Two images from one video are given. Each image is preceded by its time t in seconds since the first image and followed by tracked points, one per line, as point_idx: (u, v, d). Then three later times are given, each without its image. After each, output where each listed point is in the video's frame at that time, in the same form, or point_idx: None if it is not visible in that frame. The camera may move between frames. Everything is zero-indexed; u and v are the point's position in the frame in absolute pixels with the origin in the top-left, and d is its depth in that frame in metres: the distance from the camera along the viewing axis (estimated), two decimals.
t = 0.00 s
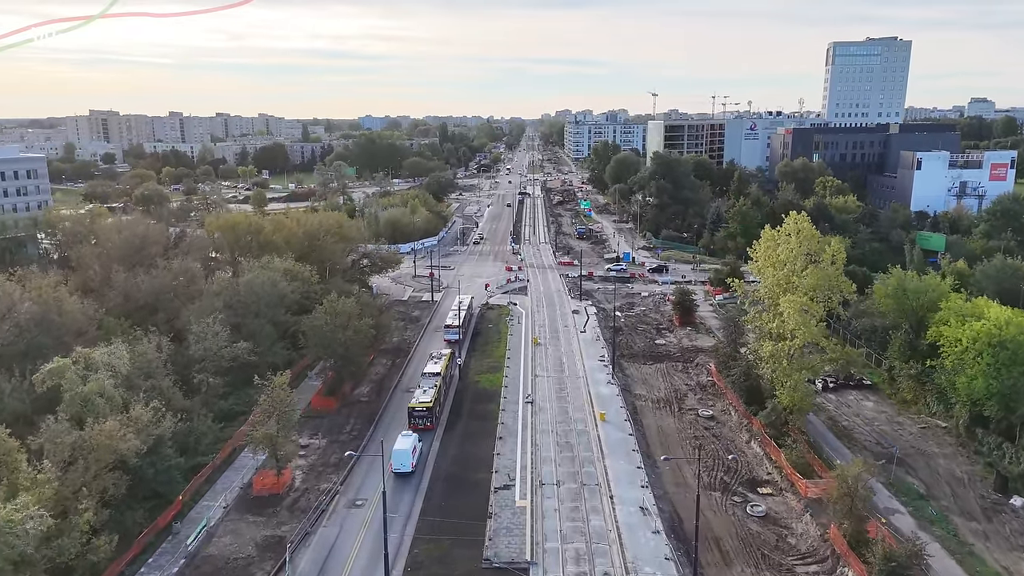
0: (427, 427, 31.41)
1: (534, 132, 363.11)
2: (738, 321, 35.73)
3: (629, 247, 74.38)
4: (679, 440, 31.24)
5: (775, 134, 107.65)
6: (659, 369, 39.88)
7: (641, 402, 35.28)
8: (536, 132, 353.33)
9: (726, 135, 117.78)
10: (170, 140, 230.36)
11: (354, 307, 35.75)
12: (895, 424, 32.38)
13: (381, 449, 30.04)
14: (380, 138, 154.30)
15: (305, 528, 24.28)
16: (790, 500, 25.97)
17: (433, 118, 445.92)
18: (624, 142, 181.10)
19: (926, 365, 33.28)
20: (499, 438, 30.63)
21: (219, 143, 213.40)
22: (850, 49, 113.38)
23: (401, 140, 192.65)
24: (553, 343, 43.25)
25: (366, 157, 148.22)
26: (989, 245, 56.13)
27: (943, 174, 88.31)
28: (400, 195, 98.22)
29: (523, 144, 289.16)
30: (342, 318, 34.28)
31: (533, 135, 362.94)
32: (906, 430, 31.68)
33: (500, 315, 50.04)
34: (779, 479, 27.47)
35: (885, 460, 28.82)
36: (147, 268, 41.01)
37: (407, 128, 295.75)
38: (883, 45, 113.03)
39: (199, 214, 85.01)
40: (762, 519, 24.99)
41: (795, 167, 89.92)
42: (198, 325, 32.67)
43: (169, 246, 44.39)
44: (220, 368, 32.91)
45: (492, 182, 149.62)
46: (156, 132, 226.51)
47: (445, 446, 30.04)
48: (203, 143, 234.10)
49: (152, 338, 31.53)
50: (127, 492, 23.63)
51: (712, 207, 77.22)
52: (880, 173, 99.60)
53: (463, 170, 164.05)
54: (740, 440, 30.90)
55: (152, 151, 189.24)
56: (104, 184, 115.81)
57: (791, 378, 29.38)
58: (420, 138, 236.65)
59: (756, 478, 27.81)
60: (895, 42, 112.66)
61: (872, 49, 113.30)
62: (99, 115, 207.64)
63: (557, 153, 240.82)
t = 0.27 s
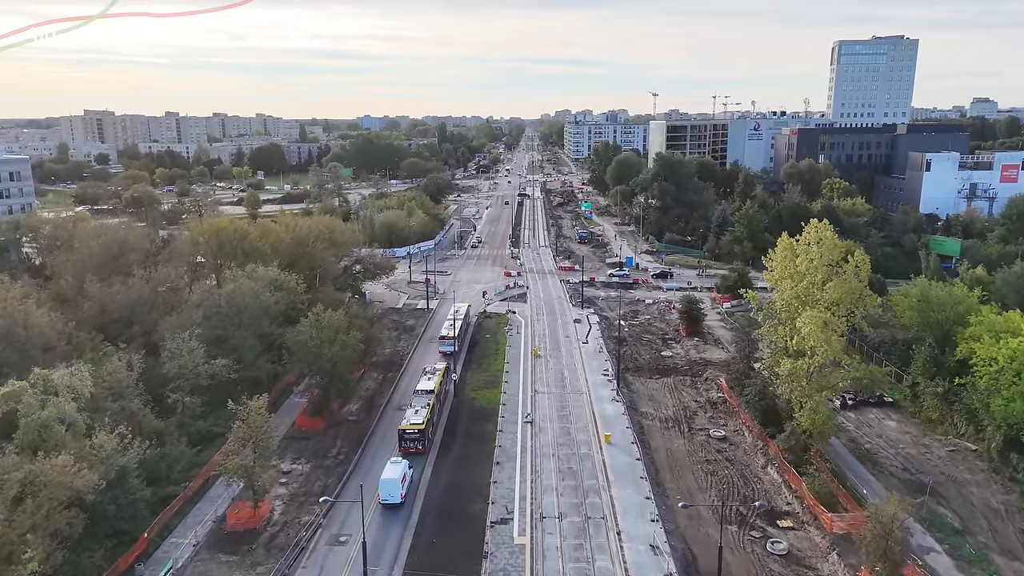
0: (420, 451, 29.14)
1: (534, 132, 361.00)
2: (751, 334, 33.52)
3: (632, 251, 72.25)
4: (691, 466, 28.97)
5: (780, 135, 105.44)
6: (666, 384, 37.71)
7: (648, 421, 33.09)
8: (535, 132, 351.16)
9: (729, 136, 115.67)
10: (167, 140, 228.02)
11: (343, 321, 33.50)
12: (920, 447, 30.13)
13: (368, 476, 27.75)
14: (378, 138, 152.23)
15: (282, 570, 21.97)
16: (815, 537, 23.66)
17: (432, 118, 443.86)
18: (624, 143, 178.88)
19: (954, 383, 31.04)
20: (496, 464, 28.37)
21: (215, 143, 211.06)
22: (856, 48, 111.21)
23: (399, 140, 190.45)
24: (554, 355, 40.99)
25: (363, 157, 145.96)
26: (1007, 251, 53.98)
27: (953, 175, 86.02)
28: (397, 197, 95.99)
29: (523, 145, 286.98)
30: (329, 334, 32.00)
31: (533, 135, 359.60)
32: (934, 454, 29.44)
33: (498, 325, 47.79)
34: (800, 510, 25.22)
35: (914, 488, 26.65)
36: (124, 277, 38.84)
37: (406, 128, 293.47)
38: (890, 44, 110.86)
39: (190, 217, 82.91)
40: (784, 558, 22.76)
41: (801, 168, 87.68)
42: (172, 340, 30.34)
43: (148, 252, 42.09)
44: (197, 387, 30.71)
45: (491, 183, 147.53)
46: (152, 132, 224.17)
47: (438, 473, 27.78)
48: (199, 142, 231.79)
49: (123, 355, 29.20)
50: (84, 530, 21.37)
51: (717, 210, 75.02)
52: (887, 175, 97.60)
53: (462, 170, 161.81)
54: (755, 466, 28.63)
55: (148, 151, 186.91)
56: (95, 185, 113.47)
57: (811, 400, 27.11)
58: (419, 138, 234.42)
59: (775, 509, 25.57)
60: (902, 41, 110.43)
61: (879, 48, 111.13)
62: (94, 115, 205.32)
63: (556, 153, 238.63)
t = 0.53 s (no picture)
0: (410, 479, 26.94)
1: (534, 133, 358.99)
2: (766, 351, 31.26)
3: (635, 255, 69.98)
4: (703, 495, 26.75)
5: (785, 135, 103.30)
6: (675, 401, 35.46)
7: (656, 444, 30.84)
8: (535, 132, 349.16)
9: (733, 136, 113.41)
10: (164, 141, 226.10)
11: (328, 336, 31.27)
12: (950, 475, 27.87)
13: (353, 509, 25.44)
14: (375, 139, 149.92)
15: None
16: None
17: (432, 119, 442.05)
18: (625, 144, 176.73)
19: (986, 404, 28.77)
20: (492, 494, 26.11)
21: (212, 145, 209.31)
22: (862, 47, 109.06)
23: (398, 141, 188.34)
24: (555, 369, 38.73)
25: (361, 158, 143.83)
26: None
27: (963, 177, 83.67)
28: (393, 199, 93.88)
29: (523, 145, 284.90)
30: (313, 352, 29.77)
31: (533, 135, 357.57)
32: (966, 483, 27.19)
33: (496, 335, 45.60)
34: (825, 548, 23.01)
35: (947, 522, 24.44)
36: (99, 288, 36.58)
37: (404, 128, 291.38)
38: (896, 42, 108.72)
39: (180, 220, 80.59)
40: None
41: (807, 169, 85.49)
42: (142, 360, 28.04)
43: (126, 260, 39.82)
44: (171, 409, 28.44)
45: (490, 184, 145.21)
46: (148, 133, 222.30)
47: (429, 506, 25.50)
48: (196, 143, 229.74)
49: (87, 376, 26.90)
50: None
51: (722, 213, 72.81)
52: (894, 176, 95.36)
53: (461, 172, 159.78)
54: (773, 496, 26.37)
55: (143, 152, 184.84)
56: (86, 188, 111.35)
57: (836, 426, 24.85)
58: (418, 138, 232.26)
59: (798, 547, 23.34)
60: (909, 40, 108.26)
61: (885, 47, 108.99)
62: (90, 116, 203.40)
63: (557, 154, 236.62)
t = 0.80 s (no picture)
0: (398, 511, 24.80)
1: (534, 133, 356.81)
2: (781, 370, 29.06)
3: (637, 260, 67.79)
4: (717, 528, 24.59)
5: (790, 136, 101.08)
6: (683, 421, 33.26)
7: (664, 469, 28.66)
8: (535, 132, 346.91)
9: (736, 137, 111.19)
10: (160, 141, 223.85)
11: (311, 354, 29.15)
12: (985, 507, 25.69)
13: (334, 546, 23.30)
14: (372, 139, 147.66)
15: None
16: None
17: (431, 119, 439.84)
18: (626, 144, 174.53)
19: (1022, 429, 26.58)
20: (487, 529, 23.96)
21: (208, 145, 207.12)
22: (868, 46, 106.90)
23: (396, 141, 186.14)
24: (555, 385, 36.55)
25: (358, 159, 141.57)
26: None
27: (975, 179, 81.52)
28: (390, 201, 91.66)
29: (523, 145, 282.80)
30: (293, 372, 27.65)
31: (533, 135, 355.36)
32: (1003, 516, 25.03)
33: (494, 346, 43.47)
34: None
35: (985, 562, 22.30)
36: (69, 300, 34.40)
37: (403, 128, 289.09)
38: (903, 41, 106.57)
39: (170, 223, 78.32)
40: None
41: (813, 171, 83.33)
42: (106, 382, 25.90)
43: (101, 268, 37.66)
44: (139, 434, 26.30)
45: (489, 185, 142.96)
46: (144, 134, 220.08)
47: (418, 542, 23.35)
48: (193, 143, 227.41)
49: (45, 400, 24.75)
50: None
51: (728, 217, 70.65)
52: (902, 179, 93.25)
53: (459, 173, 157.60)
54: (793, 530, 24.21)
55: (139, 152, 182.56)
56: (77, 189, 109.09)
57: (863, 457, 22.70)
58: (416, 139, 230.10)
59: None
60: (916, 38, 106.11)
61: (892, 46, 106.84)
62: (85, 116, 201.22)
63: (557, 155, 234.50)
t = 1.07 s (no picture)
0: (385, 550, 22.58)
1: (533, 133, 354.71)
2: (800, 392, 26.79)
3: (641, 265, 65.54)
4: (734, 569, 22.37)
5: (796, 137, 98.79)
6: (694, 443, 31.03)
7: (675, 499, 26.42)
8: (535, 133, 344.74)
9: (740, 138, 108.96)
10: (156, 142, 221.56)
11: (292, 375, 26.95)
12: None
13: None
14: (370, 140, 145.29)
15: None
16: None
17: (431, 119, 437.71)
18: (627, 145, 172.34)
19: None
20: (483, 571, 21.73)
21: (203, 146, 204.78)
22: (875, 44, 104.66)
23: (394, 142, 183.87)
24: (556, 403, 34.33)
25: (355, 159, 139.27)
26: None
27: (988, 181, 79.36)
28: (386, 204, 89.39)
29: (522, 146, 280.79)
30: (272, 398, 25.40)
31: (532, 135, 353.25)
32: None
33: (492, 359, 41.22)
34: None
35: None
36: (38, 314, 32.12)
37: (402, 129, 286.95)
38: (911, 40, 104.34)
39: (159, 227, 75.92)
40: None
41: (820, 173, 81.07)
42: (65, 407, 23.68)
43: (75, 278, 35.44)
44: (102, 464, 24.09)
45: (488, 187, 140.55)
46: (140, 135, 217.82)
47: None
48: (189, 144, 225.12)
49: None
50: None
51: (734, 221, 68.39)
52: (911, 180, 91.16)
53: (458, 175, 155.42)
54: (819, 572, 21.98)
55: (133, 153, 180.23)
56: (67, 192, 106.75)
57: (899, 494, 20.47)
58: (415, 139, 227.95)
59: None
60: (924, 37, 103.94)
61: (899, 44, 104.62)
62: (80, 116, 198.92)
63: (557, 155, 232.39)
